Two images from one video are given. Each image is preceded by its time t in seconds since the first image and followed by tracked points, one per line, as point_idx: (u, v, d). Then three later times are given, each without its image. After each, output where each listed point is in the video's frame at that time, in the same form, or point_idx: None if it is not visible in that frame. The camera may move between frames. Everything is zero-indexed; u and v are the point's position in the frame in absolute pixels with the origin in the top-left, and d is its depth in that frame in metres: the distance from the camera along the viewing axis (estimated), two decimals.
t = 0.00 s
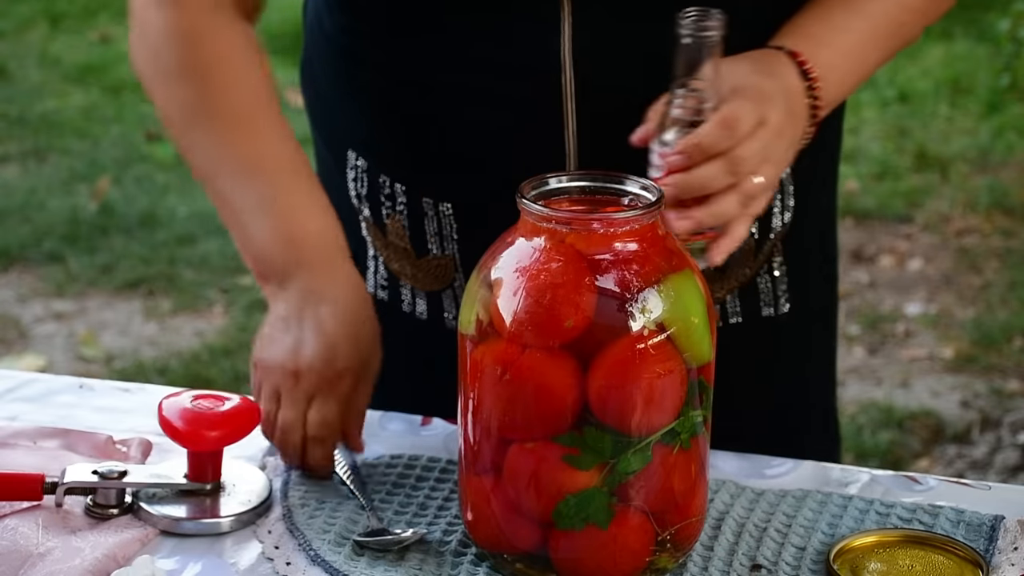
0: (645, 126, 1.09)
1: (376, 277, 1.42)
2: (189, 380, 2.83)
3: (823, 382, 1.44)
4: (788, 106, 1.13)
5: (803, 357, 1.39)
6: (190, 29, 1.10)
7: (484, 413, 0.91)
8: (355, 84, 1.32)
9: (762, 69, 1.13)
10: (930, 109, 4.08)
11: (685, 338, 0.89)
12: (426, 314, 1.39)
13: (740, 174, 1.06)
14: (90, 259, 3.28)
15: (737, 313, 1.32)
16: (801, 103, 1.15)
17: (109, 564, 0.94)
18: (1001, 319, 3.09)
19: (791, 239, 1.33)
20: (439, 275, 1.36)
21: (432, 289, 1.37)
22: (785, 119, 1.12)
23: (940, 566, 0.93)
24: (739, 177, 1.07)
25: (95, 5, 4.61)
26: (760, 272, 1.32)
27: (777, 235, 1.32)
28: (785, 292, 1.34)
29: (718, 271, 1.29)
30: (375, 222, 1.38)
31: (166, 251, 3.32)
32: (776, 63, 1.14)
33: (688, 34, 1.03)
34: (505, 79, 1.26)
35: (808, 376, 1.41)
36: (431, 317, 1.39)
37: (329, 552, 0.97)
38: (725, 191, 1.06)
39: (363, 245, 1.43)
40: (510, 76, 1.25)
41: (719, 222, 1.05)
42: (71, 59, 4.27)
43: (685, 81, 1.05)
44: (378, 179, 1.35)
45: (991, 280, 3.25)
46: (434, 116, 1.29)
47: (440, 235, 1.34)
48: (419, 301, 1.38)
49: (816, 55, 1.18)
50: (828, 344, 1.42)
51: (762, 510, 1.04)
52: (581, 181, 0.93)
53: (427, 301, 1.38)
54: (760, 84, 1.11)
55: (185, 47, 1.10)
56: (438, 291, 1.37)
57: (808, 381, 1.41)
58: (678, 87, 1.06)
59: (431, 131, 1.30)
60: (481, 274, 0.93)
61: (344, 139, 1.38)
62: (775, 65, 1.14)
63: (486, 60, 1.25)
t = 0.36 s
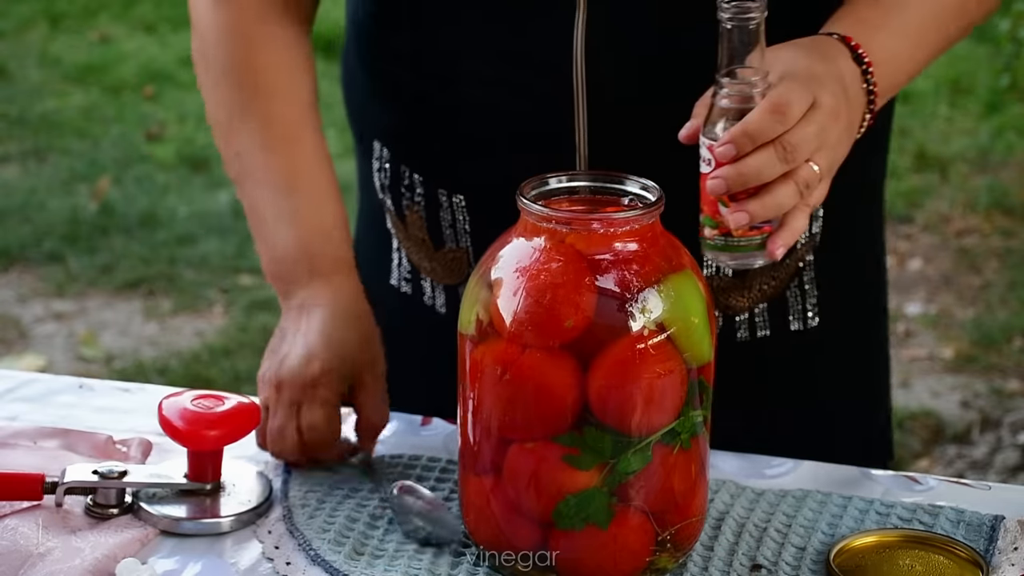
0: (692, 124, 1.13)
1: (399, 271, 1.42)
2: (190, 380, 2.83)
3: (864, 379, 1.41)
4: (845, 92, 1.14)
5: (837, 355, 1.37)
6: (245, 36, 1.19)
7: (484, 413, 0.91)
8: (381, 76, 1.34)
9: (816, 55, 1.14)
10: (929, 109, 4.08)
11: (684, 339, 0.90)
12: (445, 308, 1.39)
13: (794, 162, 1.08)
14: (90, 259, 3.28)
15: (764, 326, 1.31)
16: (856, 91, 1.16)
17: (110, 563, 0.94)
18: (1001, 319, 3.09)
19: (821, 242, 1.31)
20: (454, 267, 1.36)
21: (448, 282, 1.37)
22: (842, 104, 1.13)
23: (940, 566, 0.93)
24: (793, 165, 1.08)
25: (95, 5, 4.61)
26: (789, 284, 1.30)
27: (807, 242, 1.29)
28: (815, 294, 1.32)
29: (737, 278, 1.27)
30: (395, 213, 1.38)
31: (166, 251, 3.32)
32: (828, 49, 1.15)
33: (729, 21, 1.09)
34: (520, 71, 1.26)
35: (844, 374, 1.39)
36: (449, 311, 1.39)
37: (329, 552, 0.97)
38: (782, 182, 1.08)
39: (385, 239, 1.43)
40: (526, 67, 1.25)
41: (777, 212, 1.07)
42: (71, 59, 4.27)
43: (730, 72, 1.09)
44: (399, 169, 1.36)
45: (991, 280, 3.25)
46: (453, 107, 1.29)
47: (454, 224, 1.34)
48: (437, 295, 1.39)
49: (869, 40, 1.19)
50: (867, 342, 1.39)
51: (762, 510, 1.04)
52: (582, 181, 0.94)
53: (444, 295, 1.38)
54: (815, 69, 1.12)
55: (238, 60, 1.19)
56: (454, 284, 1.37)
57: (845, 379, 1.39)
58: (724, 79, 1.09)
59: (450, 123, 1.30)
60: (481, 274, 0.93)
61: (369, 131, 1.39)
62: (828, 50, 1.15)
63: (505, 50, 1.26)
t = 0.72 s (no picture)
0: (724, 119, 1.12)
1: (408, 263, 1.42)
2: (190, 380, 2.83)
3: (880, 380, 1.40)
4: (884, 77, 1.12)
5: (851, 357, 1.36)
6: None
7: (484, 413, 0.91)
8: (398, 68, 1.36)
9: (853, 40, 1.11)
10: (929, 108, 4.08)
11: (684, 338, 0.90)
12: (448, 301, 1.39)
13: (831, 152, 1.07)
14: (90, 259, 3.28)
15: (770, 336, 1.31)
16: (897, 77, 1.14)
17: (109, 563, 0.94)
18: (1001, 319, 3.09)
19: (834, 253, 1.30)
20: (456, 259, 1.36)
21: (452, 273, 1.37)
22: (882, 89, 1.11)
23: (940, 566, 0.93)
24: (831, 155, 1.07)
25: (95, 5, 4.61)
26: (796, 297, 1.30)
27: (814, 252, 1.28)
28: (822, 303, 1.31)
29: (741, 284, 1.28)
30: (404, 203, 1.39)
31: (166, 251, 3.32)
32: (868, 35, 1.12)
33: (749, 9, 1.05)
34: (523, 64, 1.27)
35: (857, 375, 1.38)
36: (453, 304, 1.39)
37: (329, 552, 0.97)
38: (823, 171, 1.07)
39: (397, 232, 1.44)
40: (529, 59, 1.26)
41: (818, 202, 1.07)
42: (71, 59, 4.27)
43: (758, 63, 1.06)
44: (408, 158, 1.37)
45: (991, 280, 3.25)
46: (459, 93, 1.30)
47: (455, 213, 1.34)
48: (442, 288, 1.39)
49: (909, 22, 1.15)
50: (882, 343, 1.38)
51: (762, 510, 1.04)
52: (581, 181, 0.94)
53: (448, 287, 1.38)
54: (851, 54, 1.10)
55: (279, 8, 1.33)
56: (458, 276, 1.37)
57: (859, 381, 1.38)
58: (752, 71, 1.06)
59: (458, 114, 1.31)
60: (480, 274, 0.93)
61: (385, 119, 1.40)
62: (866, 36, 1.12)
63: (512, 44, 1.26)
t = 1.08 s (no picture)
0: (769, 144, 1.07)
1: (411, 255, 1.42)
2: (189, 380, 2.83)
3: (883, 381, 1.40)
4: (885, 58, 0.97)
5: (854, 357, 1.36)
6: None
7: (484, 413, 0.91)
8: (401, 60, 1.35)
9: (838, 35, 0.97)
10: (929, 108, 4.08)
11: (684, 338, 0.90)
12: (447, 295, 1.40)
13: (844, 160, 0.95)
14: (90, 259, 3.28)
15: (766, 341, 1.32)
16: (905, 54, 0.98)
17: (109, 563, 0.94)
18: (1001, 319, 3.09)
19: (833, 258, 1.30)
20: (455, 253, 1.36)
21: (451, 267, 1.37)
22: (882, 72, 0.96)
23: (940, 566, 0.93)
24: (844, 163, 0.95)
25: (95, 5, 4.61)
26: (796, 302, 1.30)
27: (812, 260, 1.28)
28: (821, 310, 1.31)
29: (737, 288, 1.29)
30: (408, 194, 1.39)
31: (166, 251, 3.32)
32: (856, 24, 0.98)
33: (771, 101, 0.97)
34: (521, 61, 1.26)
35: (860, 375, 1.38)
36: (452, 298, 1.39)
37: (329, 552, 0.97)
38: (850, 177, 0.95)
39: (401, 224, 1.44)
40: (529, 58, 1.26)
41: (854, 210, 0.95)
42: (71, 59, 4.27)
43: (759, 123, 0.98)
44: (411, 149, 1.36)
45: (991, 280, 3.25)
46: (456, 86, 1.30)
47: (454, 205, 1.34)
48: (442, 281, 1.39)
49: None
50: (886, 344, 1.38)
51: (762, 510, 1.04)
52: (579, 181, 0.93)
53: (447, 280, 1.38)
54: (834, 52, 0.96)
55: None
56: (456, 268, 1.37)
57: (862, 381, 1.38)
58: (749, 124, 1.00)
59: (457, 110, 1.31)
60: (480, 275, 0.93)
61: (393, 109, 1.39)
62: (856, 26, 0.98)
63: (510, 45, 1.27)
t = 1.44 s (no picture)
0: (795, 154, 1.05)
1: (416, 256, 1.42)
2: (189, 380, 2.83)
3: (886, 381, 1.40)
4: (853, 41, 0.95)
5: (857, 356, 1.36)
6: None
7: (484, 412, 0.91)
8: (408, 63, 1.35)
9: (807, 35, 0.96)
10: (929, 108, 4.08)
11: (684, 336, 0.90)
12: (452, 296, 1.40)
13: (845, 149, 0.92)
14: (90, 259, 3.28)
15: (769, 341, 1.32)
16: (879, 32, 0.96)
17: (109, 562, 0.94)
18: (1001, 319, 3.09)
19: (836, 260, 1.30)
20: (459, 254, 1.36)
21: (455, 268, 1.37)
22: (851, 55, 0.94)
23: (940, 566, 0.93)
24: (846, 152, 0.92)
25: (95, 6, 4.61)
26: (799, 302, 1.30)
27: (816, 261, 1.29)
28: (825, 311, 1.32)
29: (740, 289, 1.29)
30: (412, 195, 1.39)
31: (166, 251, 3.32)
32: (823, 20, 0.97)
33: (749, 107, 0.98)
34: (527, 61, 1.26)
35: (863, 375, 1.38)
36: (457, 299, 1.39)
37: (329, 552, 0.97)
38: (853, 163, 0.91)
39: (405, 225, 1.44)
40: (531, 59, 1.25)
41: (868, 194, 0.91)
42: (71, 59, 4.27)
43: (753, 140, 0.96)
44: (416, 151, 1.37)
45: (991, 280, 3.25)
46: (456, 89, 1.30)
47: (459, 208, 1.34)
48: (446, 282, 1.39)
49: None
50: (888, 343, 1.38)
51: (762, 510, 1.04)
52: (580, 181, 0.94)
53: (452, 281, 1.38)
54: (805, 50, 0.95)
55: None
56: (461, 269, 1.37)
57: (865, 380, 1.38)
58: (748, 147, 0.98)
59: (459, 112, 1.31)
60: (480, 275, 0.93)
61: (399, 110, 1.40)
62: (823, 22, 0.97)
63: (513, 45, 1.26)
